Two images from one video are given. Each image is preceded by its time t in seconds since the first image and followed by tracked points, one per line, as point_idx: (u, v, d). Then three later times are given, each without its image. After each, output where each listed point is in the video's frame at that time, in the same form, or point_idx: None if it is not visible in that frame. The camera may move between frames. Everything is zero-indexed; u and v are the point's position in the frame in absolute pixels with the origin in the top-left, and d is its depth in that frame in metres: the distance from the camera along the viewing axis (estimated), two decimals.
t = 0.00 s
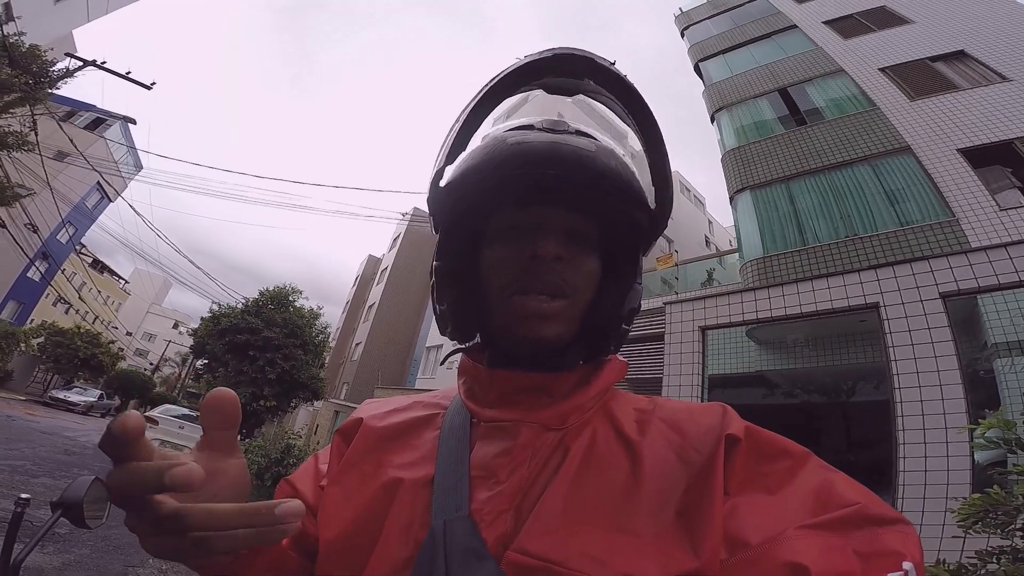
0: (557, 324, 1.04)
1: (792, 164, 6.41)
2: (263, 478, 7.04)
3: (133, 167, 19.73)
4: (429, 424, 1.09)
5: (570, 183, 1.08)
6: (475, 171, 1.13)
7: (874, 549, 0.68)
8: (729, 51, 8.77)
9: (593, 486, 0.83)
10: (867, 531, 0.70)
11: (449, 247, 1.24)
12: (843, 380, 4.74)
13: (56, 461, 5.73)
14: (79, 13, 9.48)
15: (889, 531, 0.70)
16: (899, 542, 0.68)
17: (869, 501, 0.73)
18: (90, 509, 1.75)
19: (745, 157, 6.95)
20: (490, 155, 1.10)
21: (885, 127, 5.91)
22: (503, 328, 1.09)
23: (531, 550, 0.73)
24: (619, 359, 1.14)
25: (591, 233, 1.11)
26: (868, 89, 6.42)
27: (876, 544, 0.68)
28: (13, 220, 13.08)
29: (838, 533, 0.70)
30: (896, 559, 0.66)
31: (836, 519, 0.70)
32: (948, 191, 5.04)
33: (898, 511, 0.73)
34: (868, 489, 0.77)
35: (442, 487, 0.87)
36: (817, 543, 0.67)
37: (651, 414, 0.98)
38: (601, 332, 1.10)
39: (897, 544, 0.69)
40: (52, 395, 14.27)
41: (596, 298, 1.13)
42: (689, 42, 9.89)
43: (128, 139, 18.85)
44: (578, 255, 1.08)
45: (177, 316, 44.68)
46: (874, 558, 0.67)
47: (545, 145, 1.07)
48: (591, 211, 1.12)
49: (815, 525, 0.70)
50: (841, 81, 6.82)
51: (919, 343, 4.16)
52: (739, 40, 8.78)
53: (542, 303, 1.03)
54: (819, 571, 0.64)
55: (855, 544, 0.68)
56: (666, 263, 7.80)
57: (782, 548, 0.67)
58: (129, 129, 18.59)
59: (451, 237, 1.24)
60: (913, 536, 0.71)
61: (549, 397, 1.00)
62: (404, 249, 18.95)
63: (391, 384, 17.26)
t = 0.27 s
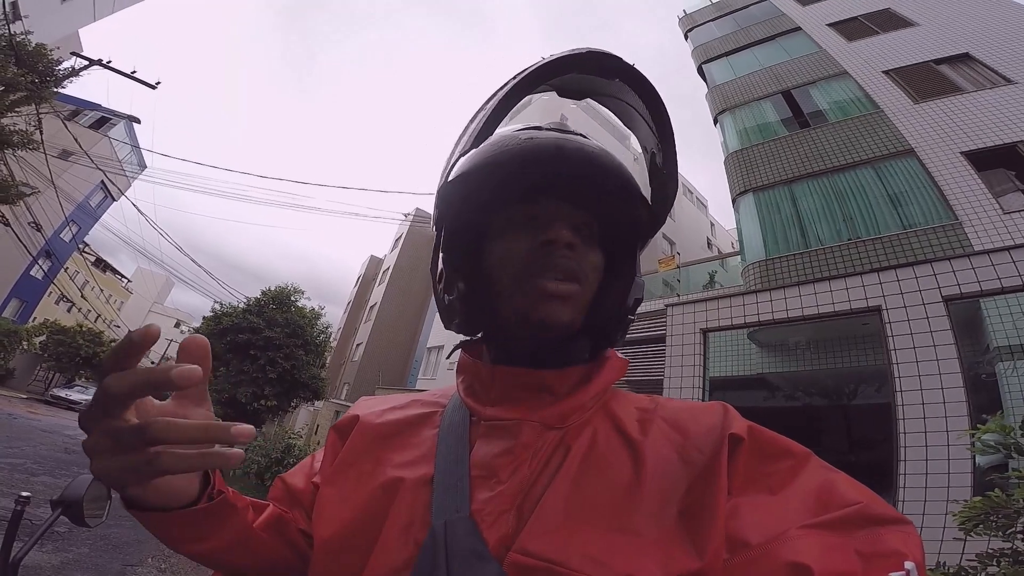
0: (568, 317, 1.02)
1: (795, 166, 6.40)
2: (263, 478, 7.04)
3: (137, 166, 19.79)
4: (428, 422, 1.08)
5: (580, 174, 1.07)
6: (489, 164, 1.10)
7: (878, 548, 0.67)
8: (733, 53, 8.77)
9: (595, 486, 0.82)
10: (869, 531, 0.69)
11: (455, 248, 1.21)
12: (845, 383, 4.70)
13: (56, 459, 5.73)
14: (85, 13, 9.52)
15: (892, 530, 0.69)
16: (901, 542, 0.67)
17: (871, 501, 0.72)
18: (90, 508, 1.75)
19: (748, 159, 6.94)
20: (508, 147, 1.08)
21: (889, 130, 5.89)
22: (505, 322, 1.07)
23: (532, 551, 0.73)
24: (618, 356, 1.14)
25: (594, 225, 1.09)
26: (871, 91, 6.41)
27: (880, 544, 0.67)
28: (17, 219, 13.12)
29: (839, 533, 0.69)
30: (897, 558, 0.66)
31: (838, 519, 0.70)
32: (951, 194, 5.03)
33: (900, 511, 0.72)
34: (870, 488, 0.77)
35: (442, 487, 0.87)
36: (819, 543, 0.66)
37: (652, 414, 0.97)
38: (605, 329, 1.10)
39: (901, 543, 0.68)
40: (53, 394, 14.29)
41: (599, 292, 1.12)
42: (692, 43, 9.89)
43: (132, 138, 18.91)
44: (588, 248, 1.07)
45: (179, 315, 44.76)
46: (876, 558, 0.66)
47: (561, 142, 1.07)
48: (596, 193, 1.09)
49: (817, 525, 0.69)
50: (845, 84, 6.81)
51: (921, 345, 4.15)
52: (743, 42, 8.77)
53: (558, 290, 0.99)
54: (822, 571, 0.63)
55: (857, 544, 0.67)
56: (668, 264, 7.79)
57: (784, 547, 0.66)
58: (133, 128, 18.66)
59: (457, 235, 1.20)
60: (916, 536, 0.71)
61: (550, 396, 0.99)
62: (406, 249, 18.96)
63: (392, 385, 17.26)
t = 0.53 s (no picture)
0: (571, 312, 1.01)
1: (798, 165, 6.38)
2: (266, 475, 7.07)
3: (140, 163, 19.85)
4: (427, 420, 1.08)
5: (586, 170, 1.07)
6: (492, 162, 1.10)
7: (879, 545, 0.66)
8: (736, 51, 8.73)
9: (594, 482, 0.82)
10: (869, 528, 0.69)
11: (457, 249, 1.21)
12: (847, 382, 4.68)
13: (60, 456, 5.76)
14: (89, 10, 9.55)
15: (892, 527, 0.69)
16: (901, 538, 0.67)
17: (871, 498, 0.72)
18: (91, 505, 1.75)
19: (751, 158, 6.92)
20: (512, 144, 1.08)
21: (892, 129, 5.87)
22: (506, 319, 1.07)
23: (532, 549, 0.73)
24: (617, 353, 1.14)
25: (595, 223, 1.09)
26: (875, 90, 6.38)
27: (881, 540, 0.67)
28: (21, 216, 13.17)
29: (839, 530, 0.69)
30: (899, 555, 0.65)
31: (838, 516, 0.69)
32: (955, 193, 5.00)
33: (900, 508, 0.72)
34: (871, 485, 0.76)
35: (441, 485, 0.87)
36: (819, 540, 0.66)
37: (652, 412, 0.97)
38: (606, 325, 1.11)
39: (902, 540, 0.67)
40: (57, 390, 14.35)
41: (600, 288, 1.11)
42: (695, 42, 9.85)
43: (135, 136, 18.96)
44: (592, 245, 1.06)
45: (181, 312, 44.90)
46: (876, 555, 0.65)
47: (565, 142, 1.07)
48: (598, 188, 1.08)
49: (818, 522, 0.69)
50: (848, 82, 6.78)
51: (924, 345, 4.14)
52: (746, 41, 8.74)
53: (563, 283, 0.98)
54: (823, 569, 0.63)
55: (857, 541, 0.67)
56: (670, 263, 7.78)
57: (785, 545, 0.66)
58: (136, 126, 18.70)
59: (459, 236, 1.19)
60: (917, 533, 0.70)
61: (550, 393, 0.99)
62: (408, 248, 18.98)
63: (394, 383, 17.29)
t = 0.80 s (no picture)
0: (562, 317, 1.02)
1: (796, 166, 6.39)
2: (267, 478, 7.07)
3: (140, 168, 19.90)
4: (424, 425, 1.09)
5: (576, 176, 1.07)
6: (485, 167, 1.12)
7: (878, 545, 0.67)
8: (734, 52, 8.76)
9: (592, 485, 0.82)
10: (869, 528, 0.69)
11: (452, 250, 1.23)
12: (848, 383, 4.68)
13: (61, 461, 5.77)
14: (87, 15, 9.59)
15: (892, 527, 0.69)
16: (900, 538, 0.67)
17: (870, 497, 0.72)
18: (93, 509, 1.76)
19: (749, 159, 6.93)
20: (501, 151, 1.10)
21: (890, 129, 5.88)
22: (503, 325, 1.08)
23: (531, 552, 0.73)
24: (615, 355, 1.15)
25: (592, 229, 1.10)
26: (873, 90, 6.40)
27: (879, 540, 0.67)
28: (21, 221, 13.20)
29: (839, 529, 0.69)
30: (898, 555, 0.65)
31: (837, 515, 0.69)
32: (954, 193, 5.01)
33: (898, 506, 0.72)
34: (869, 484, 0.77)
35: (440, 489, 0.87)
36: (819, 540, 0.66)
37: (649, 414, 0.97)
38: (600, 327, 1.13)
39: (900, 540, 0.68)
40: (58, 395, 14.36)
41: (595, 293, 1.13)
42: (692, 43, 9.88)
43: (135, 141, 19.01)
44: (585, 250, 1.07)
45: (182, 317, 44.94)
46: (876, 555, 0.66)
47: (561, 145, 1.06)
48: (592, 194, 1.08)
49: (817, 521, 0.69)
50: (846, 82, 6.79)
51: (925, 344, 4.13)
52: (743, 42, 8.77)
53: (550, 291, 1.00)
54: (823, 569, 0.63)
55: (856, 541, 0.67)
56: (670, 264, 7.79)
57: (784, 545, 0.66)
58: (135, 131, 18.75)
59: (454, 236, 1.22)
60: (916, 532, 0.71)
61: (547, 396, 0.99)
62: (408, 250, 19.00)
63: (395, 386, 17.28)
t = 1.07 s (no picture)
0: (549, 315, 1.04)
1: (794, 158, 6.39)
2: (271, 476, 7.10)
3: (135, 167, 19.81)
4: (428, 420, 1.10)
5: (556, 172, 1.08)
6: (471, 167, 1.16)
7: (879, 539, 0.68)
8: (729, 45, 8.73)
9: (595, 479, 0.84)
10: (870, 522, 0.71)
11: (452, 243, 1.28)
12: (847, 374, 4.71)
13: (64, 462, 5.79)
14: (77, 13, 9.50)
15: (892, 521, 0.71)
16: (901, 532, 0.69)
17: (870, 491, 0.74)
18: (99, 511, 1.77)
19: (746, 151, 6.93)
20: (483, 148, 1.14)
21: (887, 121, 5.88)
22: (501, 323, 1.10)
23: (535, 547, 0.74)
24: (618, 351, 1.17)
25: (590, 226, 1.10)
26: (869, 82, 6.39)
27: (879, 534, 0.69)
28: (16, 222, 13.14)
29: (840, 524, 0.70)
30: (898, 548, 0.67)
31: (837, 509, 0.71)
32: (952, 184, 5.01)
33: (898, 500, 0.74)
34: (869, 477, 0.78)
35: (444, 484, 0.89)
36: (819, 534, 0.68)
37: (651, 408, 0.98)
38: (595, 328, 1.11)
39: (900, 533, 0.69)
40: (59, 396, 14.38)
41: (594, 290, 1.13)
42: (688, 36, 9.85)
43: (129, 140, 18.90)
44: (576, 248, 1.07)
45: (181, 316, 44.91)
46: (877, 549, 0.67)
47: (545, 140, 1.07)
48: (579, 190, 1.08)
49: (817, 516, 0.70)
50: (843, 74, 6.78)
51: (923, 336, 4.16)
52: (739, 34, 8.74)
53: (533, 292, 1.03)
54: (823, 562, 0.64)
55: (858, 536, 0.69)
56: (668, 258, 7.80)
57: (785, 539, 0.67)
58: (129, 130, 18.63)
59: (451, 229, 1.27)
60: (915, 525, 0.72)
61: (548, 392, 1.00)
62: (406, 247, 18.98)
63: (395, 382, 17.33)
